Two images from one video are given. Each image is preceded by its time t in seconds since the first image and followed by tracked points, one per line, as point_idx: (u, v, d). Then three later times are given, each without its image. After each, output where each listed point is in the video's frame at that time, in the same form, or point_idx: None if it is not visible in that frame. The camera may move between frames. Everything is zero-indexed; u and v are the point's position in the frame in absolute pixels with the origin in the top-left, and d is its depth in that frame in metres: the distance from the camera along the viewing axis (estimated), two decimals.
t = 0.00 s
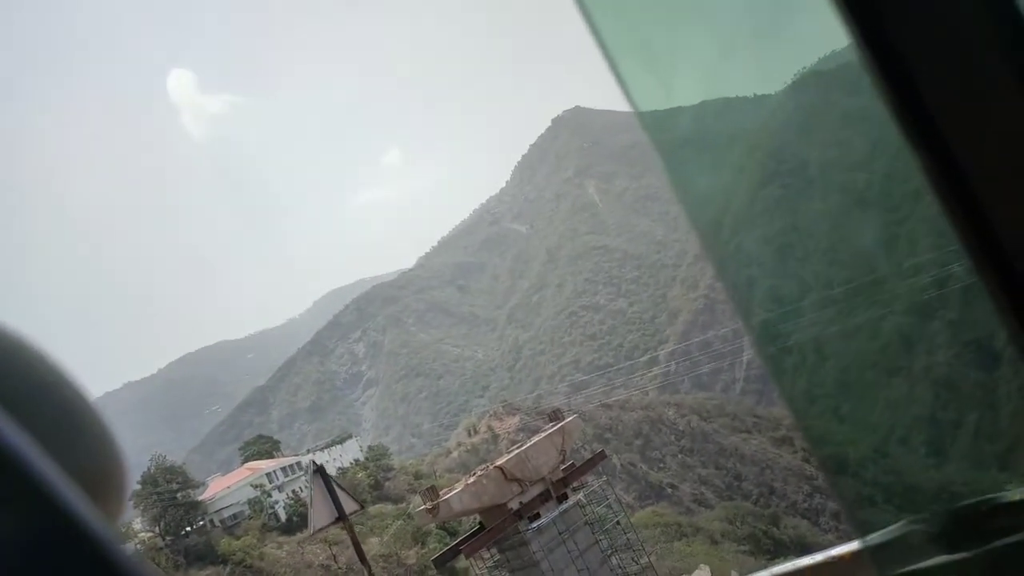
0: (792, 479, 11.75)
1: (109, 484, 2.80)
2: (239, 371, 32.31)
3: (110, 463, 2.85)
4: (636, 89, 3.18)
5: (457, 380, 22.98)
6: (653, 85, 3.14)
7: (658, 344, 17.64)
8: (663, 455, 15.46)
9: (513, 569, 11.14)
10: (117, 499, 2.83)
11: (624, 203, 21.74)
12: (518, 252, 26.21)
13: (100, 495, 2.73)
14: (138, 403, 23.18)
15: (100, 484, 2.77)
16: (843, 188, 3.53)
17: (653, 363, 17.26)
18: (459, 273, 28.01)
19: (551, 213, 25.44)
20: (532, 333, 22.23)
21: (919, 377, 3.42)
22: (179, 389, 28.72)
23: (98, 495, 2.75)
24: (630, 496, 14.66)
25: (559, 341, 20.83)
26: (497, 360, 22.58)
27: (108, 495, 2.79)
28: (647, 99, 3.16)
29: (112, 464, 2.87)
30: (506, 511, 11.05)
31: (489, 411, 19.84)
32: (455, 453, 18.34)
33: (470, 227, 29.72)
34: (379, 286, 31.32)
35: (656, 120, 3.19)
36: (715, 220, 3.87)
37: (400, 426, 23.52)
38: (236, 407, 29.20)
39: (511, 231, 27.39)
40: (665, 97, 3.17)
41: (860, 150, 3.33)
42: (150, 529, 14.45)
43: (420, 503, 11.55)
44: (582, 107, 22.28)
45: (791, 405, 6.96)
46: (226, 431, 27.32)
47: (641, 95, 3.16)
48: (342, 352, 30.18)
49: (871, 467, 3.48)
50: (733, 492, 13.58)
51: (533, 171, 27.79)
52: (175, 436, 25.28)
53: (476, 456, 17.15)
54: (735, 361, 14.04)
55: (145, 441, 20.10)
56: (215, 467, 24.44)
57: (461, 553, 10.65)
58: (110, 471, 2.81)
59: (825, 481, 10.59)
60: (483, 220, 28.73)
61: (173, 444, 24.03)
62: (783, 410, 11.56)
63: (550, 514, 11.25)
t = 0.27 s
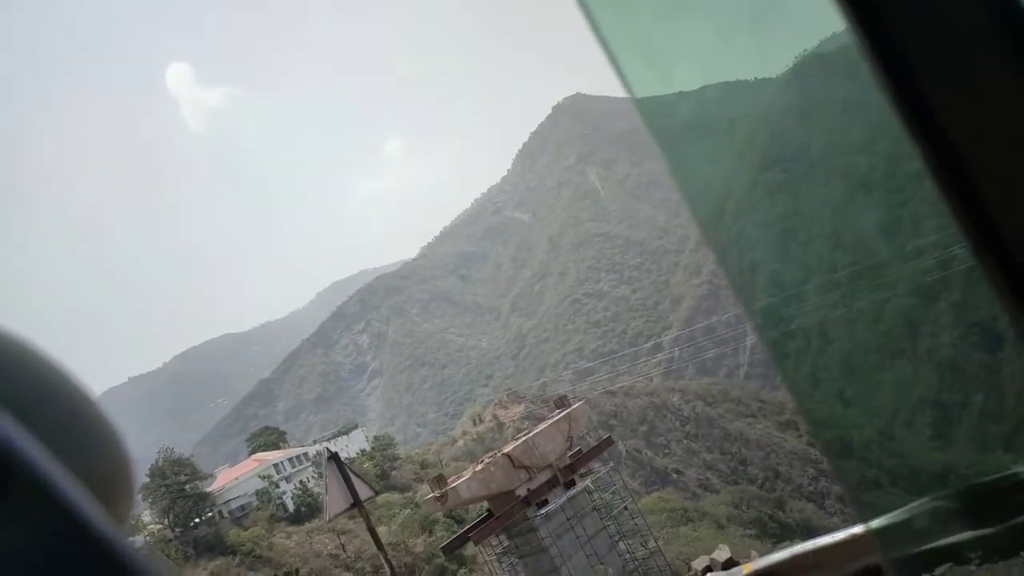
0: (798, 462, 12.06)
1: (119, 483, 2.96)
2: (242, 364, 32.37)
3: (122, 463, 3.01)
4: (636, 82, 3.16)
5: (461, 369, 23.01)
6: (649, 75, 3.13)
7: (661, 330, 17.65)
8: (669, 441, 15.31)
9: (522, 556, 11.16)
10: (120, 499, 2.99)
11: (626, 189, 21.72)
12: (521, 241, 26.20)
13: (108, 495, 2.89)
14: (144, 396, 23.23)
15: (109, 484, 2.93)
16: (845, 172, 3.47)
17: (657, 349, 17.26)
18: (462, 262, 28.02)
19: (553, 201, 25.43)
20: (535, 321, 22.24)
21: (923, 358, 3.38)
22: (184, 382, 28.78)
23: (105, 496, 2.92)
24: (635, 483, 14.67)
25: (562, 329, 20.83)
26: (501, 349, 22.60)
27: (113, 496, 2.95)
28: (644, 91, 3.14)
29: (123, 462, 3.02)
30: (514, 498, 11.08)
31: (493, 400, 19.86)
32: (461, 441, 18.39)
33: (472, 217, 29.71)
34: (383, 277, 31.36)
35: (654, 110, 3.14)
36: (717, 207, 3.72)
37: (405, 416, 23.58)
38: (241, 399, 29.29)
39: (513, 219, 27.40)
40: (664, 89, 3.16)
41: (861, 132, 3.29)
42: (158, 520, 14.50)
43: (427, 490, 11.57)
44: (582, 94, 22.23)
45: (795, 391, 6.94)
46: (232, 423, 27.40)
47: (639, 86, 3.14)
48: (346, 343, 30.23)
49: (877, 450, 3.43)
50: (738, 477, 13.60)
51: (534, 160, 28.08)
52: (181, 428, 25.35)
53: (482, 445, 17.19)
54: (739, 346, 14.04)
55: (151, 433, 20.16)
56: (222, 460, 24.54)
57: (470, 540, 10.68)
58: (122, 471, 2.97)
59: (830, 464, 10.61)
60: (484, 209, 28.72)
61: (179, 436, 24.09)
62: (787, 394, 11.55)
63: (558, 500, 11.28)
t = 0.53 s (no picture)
0: (803, 453, 12.18)
1: (135, 482, 2.13)
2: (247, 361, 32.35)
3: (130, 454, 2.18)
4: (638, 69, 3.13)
5: (465, 364, 23.05)
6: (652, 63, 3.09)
7: (665, 322, 17.69)
8: (674, 434, 15.48)
9: (530, 548, 11.20)
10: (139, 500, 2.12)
11: (627, 182, 21.77)
12: (523, 236, 26.26)
13: (122, 494, 2.04)
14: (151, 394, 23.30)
15: (120, 479, 2.09)
16: (848, 160, 3.49)
17: (660, 341, 17.31)
18: (464, 258, 28.08)
19: (554, 196, 25.49)
20: (538, 315, 22.27)
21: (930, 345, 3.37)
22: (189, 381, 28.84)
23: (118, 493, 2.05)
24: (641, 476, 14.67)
25: (566, 323, 20.85)
26: (504, 344, 22.63)
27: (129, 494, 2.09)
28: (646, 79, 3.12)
29: (136, 457, 2.22)
30: (522, 491, 11.13)
31: (498, 395, 19.88)
32: (466, 436, 18.45)
33: (474, 213, 29.78)
34: (386, 274, 31.46)
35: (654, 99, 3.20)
36: (720, 198, 3.90)
37: (410, 412, 23.64)
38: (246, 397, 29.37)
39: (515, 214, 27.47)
40: (664, 76, 3.14)
41: (864, 123, 3.22)
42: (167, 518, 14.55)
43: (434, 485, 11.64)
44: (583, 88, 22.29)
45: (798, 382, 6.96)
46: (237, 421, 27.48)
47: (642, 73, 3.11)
48: (350, 340, 30.32)
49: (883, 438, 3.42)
50: (743, 468, 13.62)
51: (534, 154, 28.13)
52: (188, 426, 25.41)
53: (487, 439, 17.23)
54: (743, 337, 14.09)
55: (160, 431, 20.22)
56: (228, 458, 24.60)
57: (479, 534, 10.74)
58: (134, 463, 2.14)
59: (835, 454, 10.65)
60: (486, 205, 28.79)
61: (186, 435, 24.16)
62: (792, 384, 11.59)
63: (565, 493, 11.32)
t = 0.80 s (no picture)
0: (803, 440, 12.05)
1: (145, 480, 1.81)
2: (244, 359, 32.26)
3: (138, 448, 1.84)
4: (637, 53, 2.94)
5: (464, 357, 23.06)
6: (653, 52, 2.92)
7: (663, 312, 17.74)
8: (674, 423, 15.44)
9: (533, 539, 11.21)
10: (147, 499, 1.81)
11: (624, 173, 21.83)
12: (520, 228, 26.30)
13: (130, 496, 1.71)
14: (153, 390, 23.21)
15: (129, 476, 1.77)
16: (844, 147, 3.52)
17: (659, 331, 17.36)
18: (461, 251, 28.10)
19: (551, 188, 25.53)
20: (536, 307, 22.28)
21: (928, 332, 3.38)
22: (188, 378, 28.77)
23: (129, 491, 1.75)
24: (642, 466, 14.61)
25: (564, 314, 20.85)
26: (503, 336, 22.64)
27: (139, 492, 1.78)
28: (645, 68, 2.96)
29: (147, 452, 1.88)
30: (525, 483, 11.14)
31: (497, 387, 19.88)
32: (467, 429, 18.46)
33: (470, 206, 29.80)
34: (384, 269, 31.51)
35: (659, 87, 3.08)
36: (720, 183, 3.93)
37: (410, 406, 23.66)
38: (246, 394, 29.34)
39: (512, 207, 27.51)
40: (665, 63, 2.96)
41: (861, 108, 3.20)
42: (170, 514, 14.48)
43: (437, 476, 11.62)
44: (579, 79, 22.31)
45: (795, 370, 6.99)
46: (237, 418, 27.45)
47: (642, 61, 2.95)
48: (348, 336, 30.32)
49: (882, 424, 3.41)
50: (743, 455, 13.62)
51: (529, 147, 28.50)
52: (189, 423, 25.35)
53: (488, 432, 17.24)
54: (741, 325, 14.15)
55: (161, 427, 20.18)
56: (229, 455, 24.55)
57: (483, 525, 10.73)
58: (144, 455, 1.80)
59: (836, 438, 10.70)
60: (482, 198, 28.82)
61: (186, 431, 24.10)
62: (791, 371, 11.63)
63: (568, 483, 11.33)
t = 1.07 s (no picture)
0: (803, 427, 12.20)
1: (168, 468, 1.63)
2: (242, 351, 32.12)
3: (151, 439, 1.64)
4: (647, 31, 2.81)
5: (463, 348, 23.05)
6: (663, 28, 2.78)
7: (662, 300, 17.76)
8: (674, 411, 15.21)
9: (535, 527, 11.24)
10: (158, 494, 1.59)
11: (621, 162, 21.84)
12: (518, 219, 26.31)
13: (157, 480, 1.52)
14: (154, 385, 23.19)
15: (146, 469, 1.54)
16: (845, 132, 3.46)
17: (658, 319, 17.40)
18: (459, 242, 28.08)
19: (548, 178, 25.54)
20: (535, 297, 22.26)
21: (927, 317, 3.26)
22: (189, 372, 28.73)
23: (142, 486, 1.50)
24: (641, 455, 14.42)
25: (563, 304, 20.84)
26: (502, 327, 22.64)
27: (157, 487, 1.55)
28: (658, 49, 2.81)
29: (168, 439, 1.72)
30: (526, 471, 11.18)
31: (497, 377, 19.87)
32: (467, 419, 18.49)
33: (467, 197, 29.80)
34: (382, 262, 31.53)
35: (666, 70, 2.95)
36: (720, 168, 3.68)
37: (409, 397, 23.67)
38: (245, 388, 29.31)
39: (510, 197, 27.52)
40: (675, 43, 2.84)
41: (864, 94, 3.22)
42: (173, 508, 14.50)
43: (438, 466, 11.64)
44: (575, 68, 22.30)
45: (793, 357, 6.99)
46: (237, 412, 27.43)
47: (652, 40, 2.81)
48: (347, 329, 30.31)
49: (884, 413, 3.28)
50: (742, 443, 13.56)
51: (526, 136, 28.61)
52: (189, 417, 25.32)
53: (488, 422, 17.25)
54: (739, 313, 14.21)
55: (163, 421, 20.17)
56: (229, 449, 24.55)
57: (484, 514, 10.78)
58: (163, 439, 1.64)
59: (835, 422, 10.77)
60: (479, 189, 28.82)
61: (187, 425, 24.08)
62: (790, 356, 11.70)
63: (570, 472, 11.35)
